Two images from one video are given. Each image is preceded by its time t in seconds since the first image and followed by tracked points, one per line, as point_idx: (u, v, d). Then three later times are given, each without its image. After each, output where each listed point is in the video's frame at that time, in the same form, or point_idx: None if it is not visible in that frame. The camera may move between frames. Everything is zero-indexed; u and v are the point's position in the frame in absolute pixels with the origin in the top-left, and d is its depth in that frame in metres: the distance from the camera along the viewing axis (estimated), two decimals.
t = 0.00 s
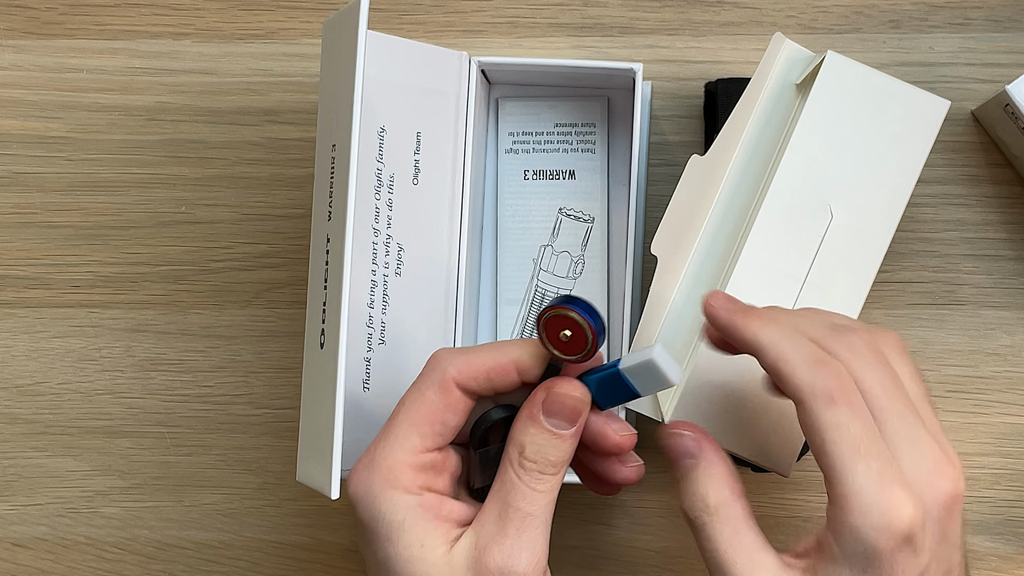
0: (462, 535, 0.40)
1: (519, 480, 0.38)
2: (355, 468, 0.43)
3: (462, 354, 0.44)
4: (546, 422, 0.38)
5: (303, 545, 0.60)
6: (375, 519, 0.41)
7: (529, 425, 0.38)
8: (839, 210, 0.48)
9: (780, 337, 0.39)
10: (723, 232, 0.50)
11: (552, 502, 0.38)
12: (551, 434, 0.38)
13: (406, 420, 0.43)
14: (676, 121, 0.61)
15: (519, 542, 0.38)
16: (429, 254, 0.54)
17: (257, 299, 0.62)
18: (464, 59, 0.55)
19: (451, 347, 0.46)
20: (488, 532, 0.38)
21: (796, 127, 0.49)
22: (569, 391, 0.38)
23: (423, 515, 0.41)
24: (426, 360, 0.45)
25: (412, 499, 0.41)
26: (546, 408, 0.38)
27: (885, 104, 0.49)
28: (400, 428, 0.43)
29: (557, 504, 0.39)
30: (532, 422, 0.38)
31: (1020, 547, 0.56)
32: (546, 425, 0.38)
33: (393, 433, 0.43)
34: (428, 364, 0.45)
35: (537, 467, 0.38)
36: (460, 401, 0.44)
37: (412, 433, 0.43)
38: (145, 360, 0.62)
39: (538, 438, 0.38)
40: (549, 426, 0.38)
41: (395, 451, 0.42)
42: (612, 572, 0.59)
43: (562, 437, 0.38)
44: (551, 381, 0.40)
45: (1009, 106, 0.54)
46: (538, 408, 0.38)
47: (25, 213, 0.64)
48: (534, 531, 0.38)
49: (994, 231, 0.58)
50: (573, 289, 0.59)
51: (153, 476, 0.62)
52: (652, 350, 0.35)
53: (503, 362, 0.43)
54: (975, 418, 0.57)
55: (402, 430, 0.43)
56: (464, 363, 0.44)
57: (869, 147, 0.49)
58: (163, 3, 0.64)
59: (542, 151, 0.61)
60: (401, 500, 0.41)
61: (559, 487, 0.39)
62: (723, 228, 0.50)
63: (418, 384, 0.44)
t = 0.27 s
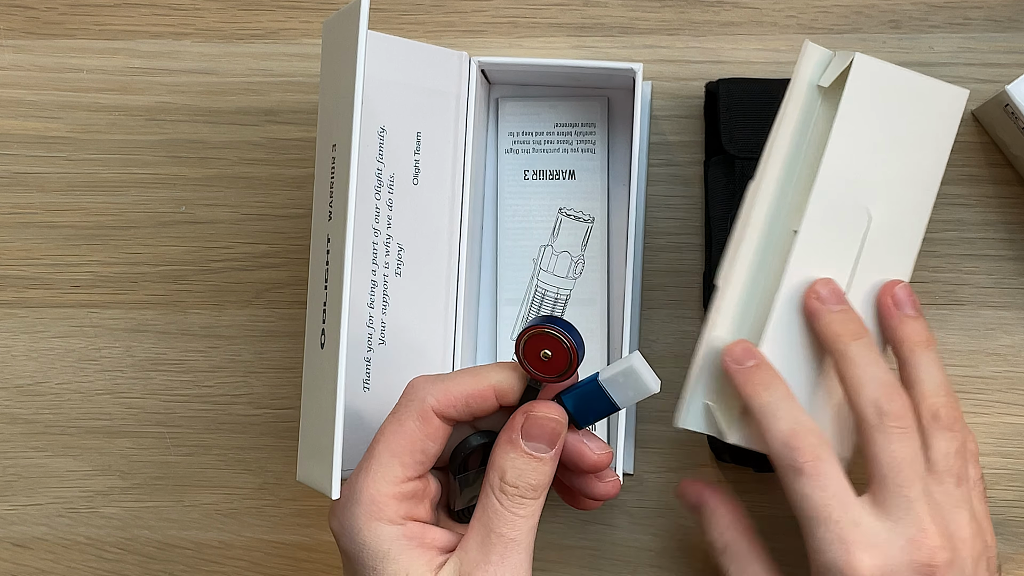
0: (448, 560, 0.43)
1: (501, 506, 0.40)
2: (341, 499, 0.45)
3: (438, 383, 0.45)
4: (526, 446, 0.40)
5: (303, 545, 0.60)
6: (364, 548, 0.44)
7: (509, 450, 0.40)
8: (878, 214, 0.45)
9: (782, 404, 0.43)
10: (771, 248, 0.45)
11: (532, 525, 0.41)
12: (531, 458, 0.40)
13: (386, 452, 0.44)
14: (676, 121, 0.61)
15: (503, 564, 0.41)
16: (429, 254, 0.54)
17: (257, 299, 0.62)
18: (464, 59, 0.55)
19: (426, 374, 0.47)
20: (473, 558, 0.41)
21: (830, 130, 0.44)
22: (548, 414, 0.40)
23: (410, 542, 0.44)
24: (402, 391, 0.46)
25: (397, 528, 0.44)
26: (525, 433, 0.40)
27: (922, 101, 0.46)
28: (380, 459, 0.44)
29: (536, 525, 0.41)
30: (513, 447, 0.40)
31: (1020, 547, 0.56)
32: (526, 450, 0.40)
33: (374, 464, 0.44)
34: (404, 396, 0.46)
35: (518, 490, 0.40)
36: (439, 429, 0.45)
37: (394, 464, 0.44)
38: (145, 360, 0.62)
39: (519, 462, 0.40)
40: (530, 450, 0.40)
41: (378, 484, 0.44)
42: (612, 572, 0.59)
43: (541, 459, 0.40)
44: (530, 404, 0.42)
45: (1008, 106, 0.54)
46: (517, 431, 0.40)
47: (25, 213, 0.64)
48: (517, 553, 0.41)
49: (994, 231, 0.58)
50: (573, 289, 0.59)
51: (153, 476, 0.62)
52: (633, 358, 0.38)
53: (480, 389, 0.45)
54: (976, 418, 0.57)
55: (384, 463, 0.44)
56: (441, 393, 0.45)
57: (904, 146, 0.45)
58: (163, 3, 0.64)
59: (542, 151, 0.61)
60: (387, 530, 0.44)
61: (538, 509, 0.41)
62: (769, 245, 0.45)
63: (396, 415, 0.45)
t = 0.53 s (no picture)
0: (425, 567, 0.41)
1: (478, 513, 0.38)
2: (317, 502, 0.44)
3: (417, 386, 0.44)
4: (504, 452, 0.38)
5: (303, 545, 0.60)
6: (339, 554, 0.42)
7: (487, 456, 0.38)
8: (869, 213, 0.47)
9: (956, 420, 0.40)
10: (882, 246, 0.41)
11: (512, 532, 0.39)
12: (509, 466, 0.38)
13: (363, 455, 0.43)
14: (676, 121, 0.61)
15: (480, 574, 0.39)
16: (428, 254, 0.54)
17: (257, 299, 0.62)
18: (464, 59, 0.55)
19: (404, 377, 0.46)
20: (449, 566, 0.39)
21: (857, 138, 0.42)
22: (529, 421, 0.38)
23: (385, 547, 0.42)
24: (382, 394, 0.45)
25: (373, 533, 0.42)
26: (503, 439, 0.38)
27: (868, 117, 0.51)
28: (357, 462, 0.43)
29: (516, 533, 0.39)
30: (491, 454, 0.38)
31: (1020, 546, 0.56)
32: (504, 457, 0.38)
33: (351, 468, 0.43)
34: (383, 398, 0.45)
35: (497, 499, 0.38)
36: (417, 433, 0.44)
37: (371, 468, 0.43)
38: (145, 360, 0.62)
39: (496, 469, 0.38)
40: (508, 457, 0.38)
41: (355, 488, 0.42)
42: (612, 572, 0.59)
43: (521, 467, 0.38)
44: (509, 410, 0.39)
45: (1009, 106, 0.54)
46: (495, 438, 0.38)
47: (25, 213, 0.64)
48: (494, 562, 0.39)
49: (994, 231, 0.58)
50: (572, 289, 0.59)
51: (153, 476, 0.62)
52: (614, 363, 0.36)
53: (459, 393, 0.43)
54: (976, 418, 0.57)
55: (361, 466, 0.43)
56: (420, 396, 0.44)
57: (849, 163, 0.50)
58: (163, 3, 0.64)
59: (542, 151, 0.61)
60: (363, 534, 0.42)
61: (518, 517, 0.39)
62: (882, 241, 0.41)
63: (374, 417, 0.44)
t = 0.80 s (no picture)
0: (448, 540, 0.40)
1: (507, 487, 0.38)
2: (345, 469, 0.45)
3: (445, 359, 0.46)
4: (535, 427, 0.37)
5: (303, 545, 0.60)
6: (363, 521, 0.42)
7: (518, 430, 0.38)
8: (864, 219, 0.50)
9: (946, 411, 0.47)
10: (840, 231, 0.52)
11: (540, 511, 0.38)
12: (540, 440, 0.37)
13: (389, 424, 0.45)
14: (676, 121, 0.61)
15: (503, 551, 0.38)
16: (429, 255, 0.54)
17: (257, 299, 0.62)
18: (464, 59, 0.55)
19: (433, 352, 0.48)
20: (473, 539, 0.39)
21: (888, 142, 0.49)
22: (560, 395, 0.37)
23: (409, 517, 0.42)
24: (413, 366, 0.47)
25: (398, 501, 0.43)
26: (535, 413, 0.38)
27: (872, 106, 0.51)
28: (384, 429, 0.45)
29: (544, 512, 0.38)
30: (522, 427, 0.38)
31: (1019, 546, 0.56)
32: (536, 430, 0.37)
33: (379, 436, 0.45)
34: (413, 369, 0.47)
35: (526, 474, 0.38)
36: (443, 403, 0.45)
37: (397, 436, 0.45)
38: (145, 360, 0.62)
39: (527, 443, 0.37)
40: (539, 432, 0.37)
41: (381, 454, 0.44)
42: (612, 572, 0.59)
43: (551, 442, 0.37)
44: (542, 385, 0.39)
45: (1009, 107, 0.54)
46: (527, 411, 0.38)
47: (25, 213, 0.64)
48: (520, 540, 0.38)
49: (994, 231, 0.59)
50: (572, 289, 0.59)
51: (153, 476, 0.62)
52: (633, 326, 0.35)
53: (485, 365, 0.45)
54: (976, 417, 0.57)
55: (387, 432, 0.44)
56: (446, 367, 0.45)
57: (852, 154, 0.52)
58: (163, 3, 0.64)
59: (542, 151, 0.61)
60: (387, 500, 0.43)
61: (548, 495, 0.38)
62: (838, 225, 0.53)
63: (403, 388, 0.46)
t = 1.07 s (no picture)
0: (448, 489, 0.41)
1: (509, 437, 0.38)
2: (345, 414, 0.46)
3: (437, 302, 0.46)
4: (540, 375, 0.38)
5: (303, 545, 0.60)
6: (362, 467, 0.43)
7: (523, 378, 0.38)
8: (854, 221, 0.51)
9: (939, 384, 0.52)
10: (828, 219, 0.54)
11: (541, 461, 0.39)
12: (544, 388, 0.38)
13: (386, 370, 0.45)
14: (676, 121, 0.61)
15: (504, 498, 0.38)
16: (429, 254, 0.54)
17: (257, 299, 0.62)
18: (464, 59, 0.55)
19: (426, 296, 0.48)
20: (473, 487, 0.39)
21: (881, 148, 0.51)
22: (564, 343, 0.38)
23: (408, 465, 0.43)
24: (405, 311, 0.47)
25: (397, 449, 0.43)
26: (540, 361, 0.38)
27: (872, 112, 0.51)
28: (381, 376, 0.45)
29: (546, 462, 0.39)
30: (526, 375, 0.38)
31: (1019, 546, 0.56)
32: (538, 377, 0.38)
33: (376, 382, 0.45)
34: (405, 314, 0.47)
35: (528, 423, 0.38)
36: (437, 346, 0.46)
37: (394, 380, 0.45)
38: (145, 360, 0.62)
39: (531, 392, 0.38)
40: (543, 379, 0.38)
41: (378, 401, 0.44)
42: (612, 571, 0.59)
43: (555, 391, 0.38)
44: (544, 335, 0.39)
45: (1009, 107, 0.54)
46: (531, 360, 0.38)
47: (25, 213, 0.64)
48: (520, 488, 0.38)
49: (994, 231, 0.58)
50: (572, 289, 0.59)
51: (153, 477, 0.62)
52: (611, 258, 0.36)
53: (475, 309, 0.45)
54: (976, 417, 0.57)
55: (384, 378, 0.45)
56: (437, 311, 0.45)
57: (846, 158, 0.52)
58: (163, 3, 0.64)
59: (542, 151, 0.61)
60: (386, 448, 0.43)
61: (550, 445, 0.39)
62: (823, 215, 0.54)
63: (397, 333, 0.46)
